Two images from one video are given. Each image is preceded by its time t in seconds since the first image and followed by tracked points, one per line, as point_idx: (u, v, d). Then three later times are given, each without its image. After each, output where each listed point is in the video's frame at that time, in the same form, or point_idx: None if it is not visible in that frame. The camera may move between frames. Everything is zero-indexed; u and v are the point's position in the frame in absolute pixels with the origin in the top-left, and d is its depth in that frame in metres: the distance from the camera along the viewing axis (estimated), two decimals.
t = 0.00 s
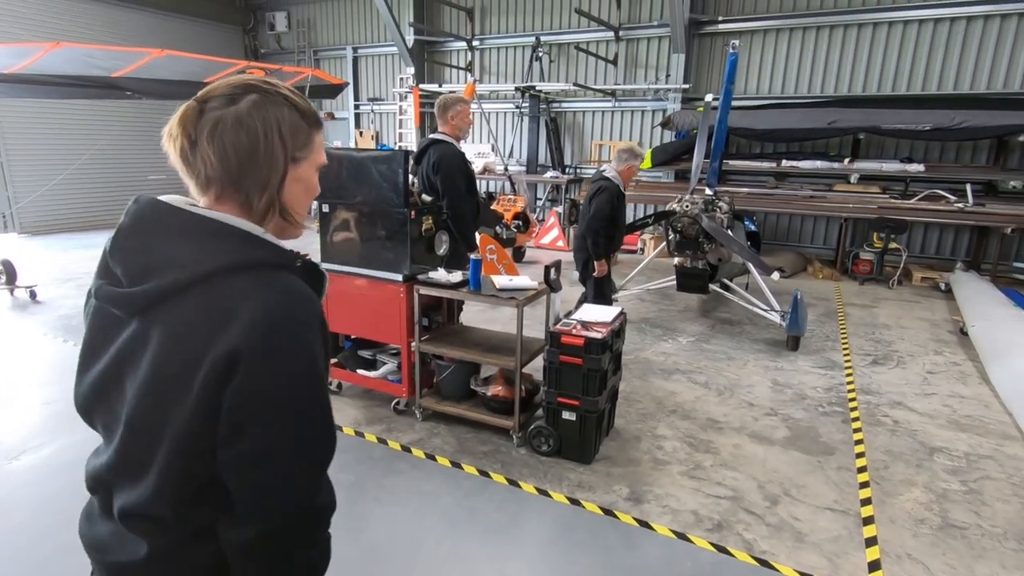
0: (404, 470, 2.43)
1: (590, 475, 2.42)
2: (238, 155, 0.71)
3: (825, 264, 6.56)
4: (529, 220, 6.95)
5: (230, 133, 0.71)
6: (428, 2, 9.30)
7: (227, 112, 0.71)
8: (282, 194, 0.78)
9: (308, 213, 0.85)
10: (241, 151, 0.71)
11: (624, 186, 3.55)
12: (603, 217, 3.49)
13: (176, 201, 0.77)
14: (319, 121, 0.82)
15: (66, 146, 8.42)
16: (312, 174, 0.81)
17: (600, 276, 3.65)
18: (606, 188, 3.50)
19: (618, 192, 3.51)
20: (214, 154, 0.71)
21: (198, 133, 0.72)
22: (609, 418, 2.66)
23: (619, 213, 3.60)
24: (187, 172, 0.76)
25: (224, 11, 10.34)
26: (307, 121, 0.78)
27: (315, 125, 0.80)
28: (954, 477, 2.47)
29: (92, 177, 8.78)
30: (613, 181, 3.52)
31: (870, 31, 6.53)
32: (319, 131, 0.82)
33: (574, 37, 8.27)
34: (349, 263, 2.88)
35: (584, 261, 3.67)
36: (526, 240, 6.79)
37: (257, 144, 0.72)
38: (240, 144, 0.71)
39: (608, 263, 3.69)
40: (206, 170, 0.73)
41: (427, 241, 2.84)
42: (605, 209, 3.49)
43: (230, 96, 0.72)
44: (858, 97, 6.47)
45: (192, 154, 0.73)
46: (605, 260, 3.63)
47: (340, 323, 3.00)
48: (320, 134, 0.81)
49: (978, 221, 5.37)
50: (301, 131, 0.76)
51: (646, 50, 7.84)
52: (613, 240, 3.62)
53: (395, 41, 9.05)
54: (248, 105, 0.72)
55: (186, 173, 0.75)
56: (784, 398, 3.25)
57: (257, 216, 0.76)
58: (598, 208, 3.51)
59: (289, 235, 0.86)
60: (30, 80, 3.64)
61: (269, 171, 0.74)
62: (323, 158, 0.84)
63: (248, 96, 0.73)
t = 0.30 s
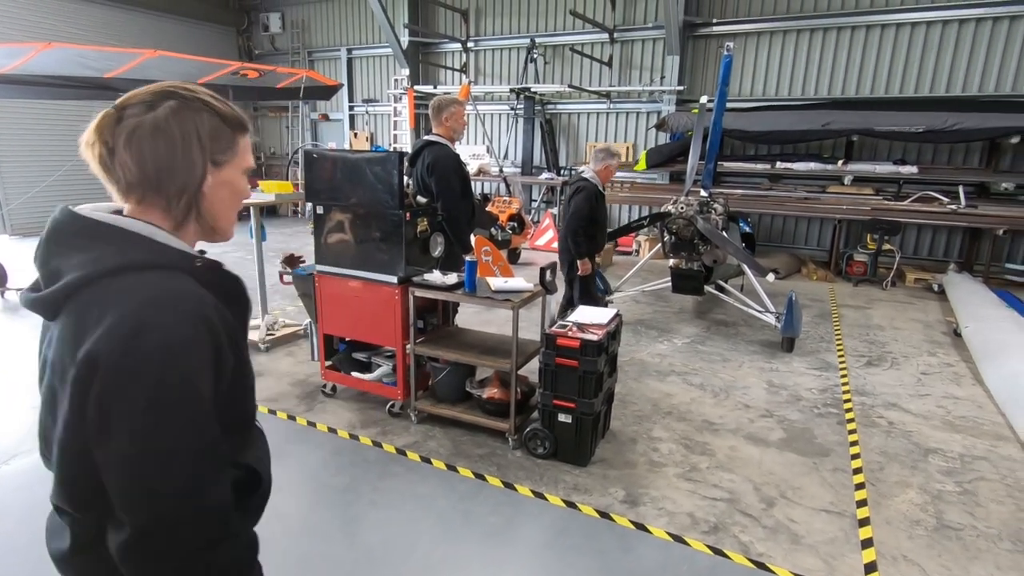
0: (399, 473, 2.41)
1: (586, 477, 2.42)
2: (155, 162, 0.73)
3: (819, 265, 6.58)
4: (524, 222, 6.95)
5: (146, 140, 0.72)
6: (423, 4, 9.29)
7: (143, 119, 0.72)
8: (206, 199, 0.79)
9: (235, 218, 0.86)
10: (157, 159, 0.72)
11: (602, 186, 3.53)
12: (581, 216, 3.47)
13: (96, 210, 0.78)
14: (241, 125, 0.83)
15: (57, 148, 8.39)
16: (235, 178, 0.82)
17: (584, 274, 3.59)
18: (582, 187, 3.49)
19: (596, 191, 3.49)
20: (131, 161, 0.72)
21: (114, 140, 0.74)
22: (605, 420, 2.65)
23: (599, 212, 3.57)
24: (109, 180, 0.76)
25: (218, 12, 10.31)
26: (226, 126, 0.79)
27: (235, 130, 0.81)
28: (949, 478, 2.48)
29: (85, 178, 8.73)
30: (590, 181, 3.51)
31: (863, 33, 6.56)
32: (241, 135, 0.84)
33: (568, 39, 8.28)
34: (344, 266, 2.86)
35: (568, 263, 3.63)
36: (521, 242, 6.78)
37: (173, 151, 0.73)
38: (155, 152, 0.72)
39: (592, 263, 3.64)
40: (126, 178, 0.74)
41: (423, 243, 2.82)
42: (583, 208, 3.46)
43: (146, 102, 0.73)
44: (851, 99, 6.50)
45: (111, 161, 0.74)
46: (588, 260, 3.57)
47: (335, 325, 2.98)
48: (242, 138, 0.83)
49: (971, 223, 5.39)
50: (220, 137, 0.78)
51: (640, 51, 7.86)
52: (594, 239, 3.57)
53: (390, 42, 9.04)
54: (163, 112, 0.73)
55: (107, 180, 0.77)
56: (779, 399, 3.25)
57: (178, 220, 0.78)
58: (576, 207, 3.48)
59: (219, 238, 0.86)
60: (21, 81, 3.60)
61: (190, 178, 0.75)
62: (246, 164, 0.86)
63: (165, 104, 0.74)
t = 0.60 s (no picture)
0: (394, 477, 2.40)
1: (583, 479, 2.41)
2: (80, 152, 0.81)
3: (814, 266, 6.60)
4: (520, 224, 6.94)
5: (70, 135, 0.80)
6: (418, 5, 9.28)
7: (66, 117, 0.80)
8: (134, 187, 0.87)
9: (170, 207, 0.94)
10: (80, 150, 0.80)
11: (580, 183, 3.41)
12: (556, 211, 3.35)
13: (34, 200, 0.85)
14: (170, 122, 0.92)
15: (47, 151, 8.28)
16: (165, 169, 0.90)
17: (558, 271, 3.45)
18: (559, 183, 3.36)
19: (572, 188, 3.37)
20: (55, 154, 0.80)
21: (41, 136, 0.81)
22: (602, 422, 2.64)
23: (576, 209, 3.45)
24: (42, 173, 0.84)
25: (212, 13, 10.28)
26: (151, 121, 0.87)
27: (161, 125, 0.90)
28: (945, 479, 2.48)
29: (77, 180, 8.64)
30: (568, 178, 3.39)
31: (857, 35, 6.60)
32: (170, 131, 0.92)
33: (563, 41, 8.28)
34: (339, 268, 2.85)
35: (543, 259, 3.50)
36: (517, 243, 6.77)
37: (94, 143, 0.81)
38: (78, 145, 0.80)
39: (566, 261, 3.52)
40: (54, 170, 0.82)
41: (418, 244, 2.81)
42: (559, 204, 3.35)
43: (70, 100, 0.81)
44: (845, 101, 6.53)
45: (37, 153, 0.82)
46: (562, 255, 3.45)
47: (331, 328, 2.96)
48: (170, 132, 0.91)
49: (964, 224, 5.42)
50: (142, 130, 0.86)
51: (635, 53, 7.87)
52: (570, 236, 3.46)
53: (385, 44, 9.02)
54: (85, 109, 0.81)
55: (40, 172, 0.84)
56: (776, 400, 3.25)
57: (105, 205, 0.85)
58: (551, 203, 3.36)
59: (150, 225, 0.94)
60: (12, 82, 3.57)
61: (112, 168, 0.84)
62: (176, 157, 0.93)
63: (89, 101, 0.82)
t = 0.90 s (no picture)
0: (393, 477, 2.39)
1: (583, 480, 2.41)
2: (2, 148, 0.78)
3: (812, 266, 6.60)
4: (519, 224, 6.94)
5: None
6: (416, 5, 9.27)
7: None
8: (62, 182, 0.85)
9: (107, 201, 0.91)
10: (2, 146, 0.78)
11: (567, 181, 3.39)
12: (544, 210, 3.34)
13: None
14: (105, 115, 0.90)
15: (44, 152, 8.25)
16: (98, 163, 0.88)
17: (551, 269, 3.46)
18: (546, 182, 3.34)
19: (559, 186, 3.34)
20: None
21: None
22: (601, 422, 2.64)
23: (565, 206, 3.44)
24: None
25: (210, 13, 10.27)
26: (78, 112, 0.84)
27: (92, 118, 0.86)
28: (944, 478, 2.48)
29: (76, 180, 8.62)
30: (555, 177, 3.37)
31: (854, 35, 6.61)
32: (104, 125, 0.89)
33: (562, 40, 8.27)
34: (338, 268, 2.84)
35: (534, 258, 3.50)
36: (515, 243, 6.76)
37: (20, 140, 0.78)
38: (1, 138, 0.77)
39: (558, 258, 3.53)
40: None
41: (418, 244, 2.80)
42: (546, 203, 3.33)
43: None
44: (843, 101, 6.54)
45: None
46: (553, 253, 3.45)
47: (329, 328, 2.95)
48: (104, 127, 0.89)
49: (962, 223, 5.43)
50: (73, 123, 0.83)
51: (633, 53, 7.87)
52: (559, 233, 3.46)
53: (383, 43, 9.00)
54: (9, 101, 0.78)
55: None
56: (775, 400, 3.26)
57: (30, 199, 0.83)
58: (539, 203, 3.35)
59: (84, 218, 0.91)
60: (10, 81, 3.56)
61: (37, 159, 0.81)
62: (111, 151, 0.91)
63: (12, 93, 0.78)
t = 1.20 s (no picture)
0: (398, 479, 2.40)
1: (589, 482, 2.40)
2: None
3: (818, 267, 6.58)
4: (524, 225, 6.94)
5: None
6: (420, 7, 9.30)
7: None
8: None
9: (21, 204, 0.86)
10: None
11: (558, 185, 3.37)
12: (536, 213, 3.32)
13: None
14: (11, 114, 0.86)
15: (54, 153, 8.32)
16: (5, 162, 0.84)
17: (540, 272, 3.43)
18: (537, 186, 3.32)
19: (551, 190, 3.32)
20: None
21: None
22: (607, 423, 2.63)
23: (556, 209, 3.43)
24: None
25: (216, 16, 10.32)
26: None
27: None
28: (953, 480, 2.47)
29: (84, 183, 8.72)
30: (546, 179, 3.35)
31: (860, 35, 6.58)
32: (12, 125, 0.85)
33: (566, 42, 8.28)
34: (344, 270, 2.85)
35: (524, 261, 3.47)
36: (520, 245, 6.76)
37: None
38: None
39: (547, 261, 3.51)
40: None
41: (423, 246, 2.81)
42: (538, 207, 3.31)
43: None
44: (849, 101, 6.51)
45: None
46: (544, 256, 3.43)
47: (335, 330, 2.96)
48: (12, 125, 0.85)
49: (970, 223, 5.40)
50: None
51: (638, 54, 7.87)
52: (550, 237, 3.44)
53: (388, 46, 9.02)
54: None
55: None
56: (781, 401, 3.25)
57: None
58: (530, 206, 3.32)
59: None
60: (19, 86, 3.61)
61: None
62: (22, 152, 0.87)
63: None
